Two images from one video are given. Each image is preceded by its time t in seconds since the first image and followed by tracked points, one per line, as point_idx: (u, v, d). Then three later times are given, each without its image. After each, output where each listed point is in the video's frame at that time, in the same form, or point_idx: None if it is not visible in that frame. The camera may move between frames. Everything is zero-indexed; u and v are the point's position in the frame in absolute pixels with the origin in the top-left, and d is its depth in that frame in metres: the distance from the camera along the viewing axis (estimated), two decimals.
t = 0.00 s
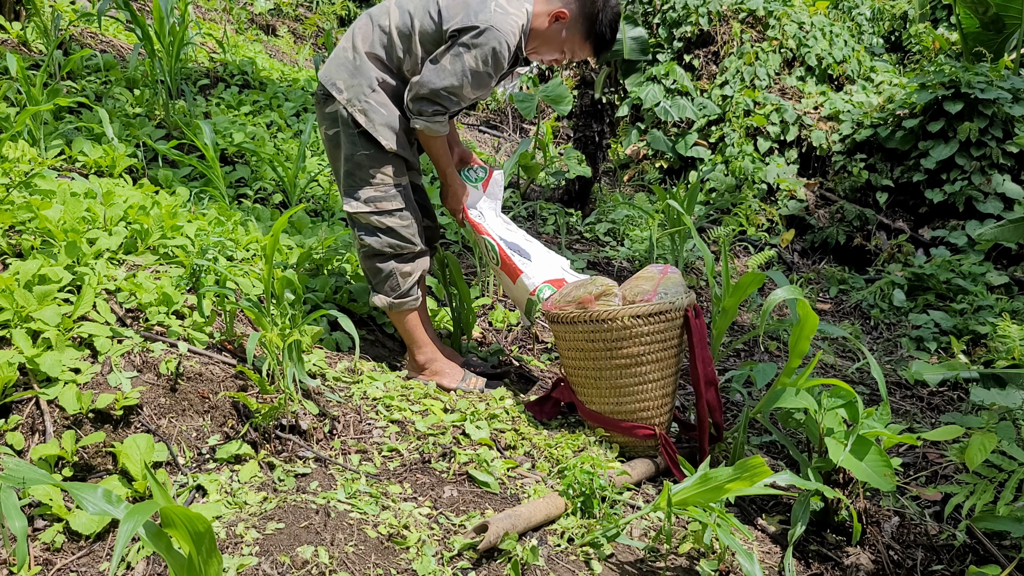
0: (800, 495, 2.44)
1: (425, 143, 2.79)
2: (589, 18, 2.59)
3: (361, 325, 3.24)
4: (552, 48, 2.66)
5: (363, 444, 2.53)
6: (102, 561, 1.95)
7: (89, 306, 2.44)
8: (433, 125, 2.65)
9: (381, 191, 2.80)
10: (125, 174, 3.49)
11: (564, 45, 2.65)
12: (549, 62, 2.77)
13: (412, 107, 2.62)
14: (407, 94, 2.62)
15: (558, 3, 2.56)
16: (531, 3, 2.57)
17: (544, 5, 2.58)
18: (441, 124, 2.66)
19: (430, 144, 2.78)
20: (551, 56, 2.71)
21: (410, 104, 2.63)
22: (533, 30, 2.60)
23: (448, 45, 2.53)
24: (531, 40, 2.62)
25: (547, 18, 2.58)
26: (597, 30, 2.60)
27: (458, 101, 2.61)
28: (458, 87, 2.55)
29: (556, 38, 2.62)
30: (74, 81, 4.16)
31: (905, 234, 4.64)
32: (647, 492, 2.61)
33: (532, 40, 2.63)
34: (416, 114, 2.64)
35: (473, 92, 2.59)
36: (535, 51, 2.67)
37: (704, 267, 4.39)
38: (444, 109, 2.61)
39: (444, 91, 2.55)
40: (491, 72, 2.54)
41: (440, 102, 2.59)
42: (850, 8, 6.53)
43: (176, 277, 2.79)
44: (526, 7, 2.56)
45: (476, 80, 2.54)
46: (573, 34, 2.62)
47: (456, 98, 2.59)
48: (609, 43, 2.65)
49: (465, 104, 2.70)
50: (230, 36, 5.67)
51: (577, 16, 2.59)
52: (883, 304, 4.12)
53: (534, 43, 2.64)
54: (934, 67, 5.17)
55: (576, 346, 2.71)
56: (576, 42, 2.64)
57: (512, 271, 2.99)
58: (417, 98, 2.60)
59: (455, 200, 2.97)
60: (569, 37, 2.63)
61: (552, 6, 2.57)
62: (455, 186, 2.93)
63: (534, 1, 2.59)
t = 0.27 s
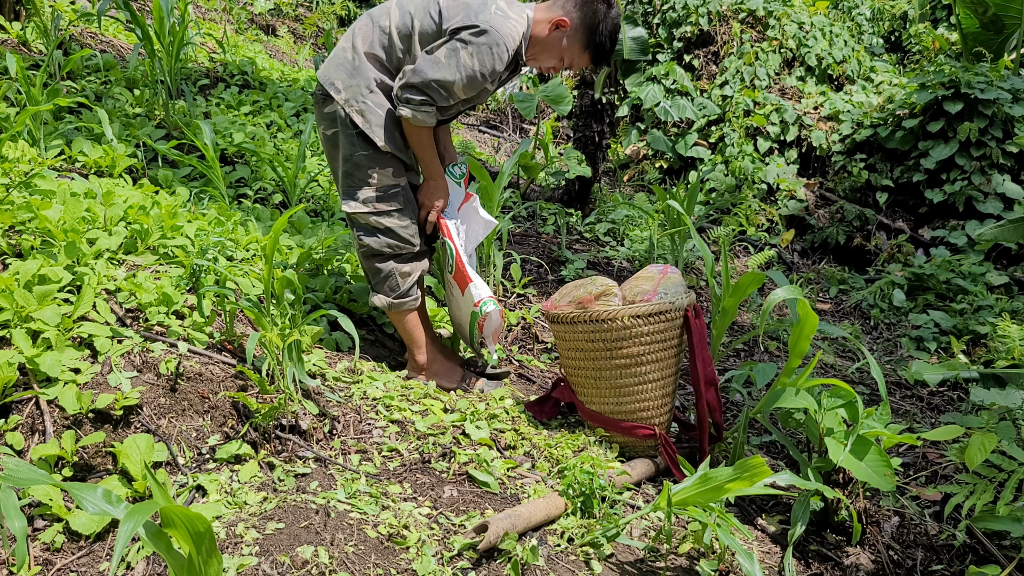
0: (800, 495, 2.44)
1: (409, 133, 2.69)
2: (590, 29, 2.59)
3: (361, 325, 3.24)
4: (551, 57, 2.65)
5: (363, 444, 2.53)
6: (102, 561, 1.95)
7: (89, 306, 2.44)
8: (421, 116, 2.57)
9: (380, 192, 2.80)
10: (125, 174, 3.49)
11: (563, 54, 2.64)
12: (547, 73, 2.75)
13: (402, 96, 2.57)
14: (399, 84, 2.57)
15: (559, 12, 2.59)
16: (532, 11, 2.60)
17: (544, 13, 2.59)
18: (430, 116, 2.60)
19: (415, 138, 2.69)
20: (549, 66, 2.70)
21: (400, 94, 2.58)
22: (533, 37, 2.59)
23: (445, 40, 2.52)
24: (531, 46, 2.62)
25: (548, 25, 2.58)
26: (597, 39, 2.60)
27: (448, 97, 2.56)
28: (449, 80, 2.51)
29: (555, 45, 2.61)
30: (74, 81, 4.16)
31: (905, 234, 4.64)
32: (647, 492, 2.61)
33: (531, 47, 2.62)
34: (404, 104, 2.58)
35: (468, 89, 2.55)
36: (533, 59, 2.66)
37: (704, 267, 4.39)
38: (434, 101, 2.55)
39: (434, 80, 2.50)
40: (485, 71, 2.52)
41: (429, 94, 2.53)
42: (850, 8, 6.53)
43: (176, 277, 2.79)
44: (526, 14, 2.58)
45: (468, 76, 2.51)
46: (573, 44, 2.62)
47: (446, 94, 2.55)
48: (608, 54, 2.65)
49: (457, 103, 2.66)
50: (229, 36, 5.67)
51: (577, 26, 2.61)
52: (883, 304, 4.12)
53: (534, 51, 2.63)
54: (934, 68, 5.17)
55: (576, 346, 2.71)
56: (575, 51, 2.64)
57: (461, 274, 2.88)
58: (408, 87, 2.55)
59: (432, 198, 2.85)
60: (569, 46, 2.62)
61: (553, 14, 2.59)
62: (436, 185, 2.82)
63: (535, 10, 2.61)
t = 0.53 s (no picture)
0: (800, 495, 2.44)
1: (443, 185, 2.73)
2: (586, 42, 2.63)
3: (361, 325, 3.24)
4: (547, 68, 2.68)
5: (363, 444, 2.53)
6: (102, 561, 1.95)
7: (89, 306, 2.44)
8: (462, 166, 2.62)
9: (375, 193, 2.80)
10: (125, 174, 3.49)
11: (558, 66, 2.68)
12: (542, 85, 2.78)
13: (440, 155, 2.59)
14: (432, 144, 2.57)
15: (556, 24, 2.62)
16: (530, 21, 2.63)
17: (542, 24, 2.63)
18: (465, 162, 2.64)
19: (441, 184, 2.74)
20: (544, 77, 2.73)
21: (436, 151, 2.59)
22: (530, 47, 2.63)
23: (451, 76, 2.50)
24: (528, 56, 2.65)
25: (545, 36, 2.62)
26: (592, 53, 2.64)
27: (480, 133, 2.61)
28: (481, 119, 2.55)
29: (551, 57, 2.65)
30: (74, 81, 4.16)
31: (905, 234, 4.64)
32: (647, 492, 2.61)
33: (527, 56, 2.65)
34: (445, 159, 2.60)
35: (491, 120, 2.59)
36: (529, 69, 2.69)
37: (704, 267, 4.39)
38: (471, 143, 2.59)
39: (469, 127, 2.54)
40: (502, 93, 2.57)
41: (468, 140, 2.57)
42: (850, 8, 6.53)
43: (176, 277, 2.79)
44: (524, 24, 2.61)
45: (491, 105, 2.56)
46: (568, 56, 2.65)
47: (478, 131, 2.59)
48: (603, 68, 2.68)
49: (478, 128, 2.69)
50: (229, 36, 5.67)
51: (574, 39, 2.64)
52: (883, 304, 4.12)
53: (530, 61, 2.67)
54: (934, 67, 5.17)
55: (575, 346, 2.71)
56: (570, 64, 2.67)
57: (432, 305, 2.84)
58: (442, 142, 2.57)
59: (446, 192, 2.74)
60: (564, 59, 2.65)
61: (550, 25, 2.62)
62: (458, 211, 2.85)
63: (534, 20, 2.64)
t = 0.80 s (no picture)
0: (800, 495, 2.44)
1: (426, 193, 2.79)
2: (583, 59, 2.60)
3: (361, 325, 3.24)
4: (543, 84, 2.67)
5: (363, 444, 2.53)
6: (102, 561, 1.95)
7: (89, 305, 2.44)
8: (448, 176, 2.66)
9: (371, 194, 2.79)
10: (125, 174, 3.49)
11: (555, 82, 2.66)
12: (541, 100, 2.78)
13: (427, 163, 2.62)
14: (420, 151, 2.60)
15: (553, 40, 2.60)
16: (529, 37, 2.63)
17: (540, 40, 2.62)
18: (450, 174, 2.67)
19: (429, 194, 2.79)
20: (542, 93, 2.72)
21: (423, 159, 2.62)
22: (526, 63, 2.63)
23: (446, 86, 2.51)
24: (524, 72, 2.65)
25: (541, 52, 2.61)
26: (589, 71, 2.61)
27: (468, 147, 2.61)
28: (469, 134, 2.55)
29: (548, 74, 2.64)
30: (74, 81, 4.16)
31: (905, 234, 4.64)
32: (647, 492, 2.61)
33: (524, 72, 2.65)
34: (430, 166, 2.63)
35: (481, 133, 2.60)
36: (526, 84, 2.69)
37: (704, 267, 4.39)
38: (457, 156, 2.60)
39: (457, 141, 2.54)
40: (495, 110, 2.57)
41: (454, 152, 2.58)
42: (850, 8, 6.53)
43: (176, 276, 2.79)
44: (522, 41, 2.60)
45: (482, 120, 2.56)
46: (565, 73, 2.63)
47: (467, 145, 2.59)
48: (601, 85, 2.65)
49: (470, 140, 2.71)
50: (229, 36, 5.67)
51: (571, 56, 2.61)
52: (883, 304, 4.12)
53: (526, 76, 2.66)
54: (934, 67, 5.17)
55: (575, 346, 2.71)
56: (567, 80, 2.65)
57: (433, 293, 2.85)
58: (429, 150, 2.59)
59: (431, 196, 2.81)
60: (561, 75, 2.64)
61: (548, 42, 2.61)
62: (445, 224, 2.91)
63: (533, 35, 2.64)
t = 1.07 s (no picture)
0: (800, 494, 2.44)
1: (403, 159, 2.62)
2: (582, 77, 2.60)
3: (361, 325, 3.25)
4: (542, 101, 2.68)
5: (363, 445, 2.53)
6: (101, 561, 1.95)
7: (89, 305, 2.44)
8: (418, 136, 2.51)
9: (372, 192, 2.80)
10: (125, 174, 3.49)
11: (554, 100, 2.66)
12: (541, 118, 2.78)
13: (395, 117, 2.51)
14: (393, 106, 2.52)
15: (553, 59, 2.62)
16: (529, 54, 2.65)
17: (539, 58, 2.64)
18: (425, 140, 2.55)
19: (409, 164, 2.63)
20: (542, 110, 2.73)
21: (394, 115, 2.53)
22: (526, 79, 2.65)
23: (439, 59, 2.54)
24: (523, 89, 2.67)
25: (540, 70, 2.63)
26: (588, 89, 2.61)
27: (442, 115, 2.51)
28: (445, 99, 2.48)
29: (547, 92, 2.64)
30: (74, 81, 4.16)
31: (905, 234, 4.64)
32: (647, 492, 2.61)
33: (523, 89, 2.67)
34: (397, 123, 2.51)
35: (459, 110, 2.53)
36: (525, 102, 2.71)
37: (704, 267, 4.39)
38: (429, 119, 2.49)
39: (430, 99, 2.47)
40: (479, 88, 2.52)
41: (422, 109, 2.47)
42: (850, 8, 6.53)
43: (176, 276, 2.79)
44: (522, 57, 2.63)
45: (464, 93, 2.50)
46: (564, 90, 2.63)
47: (441, 112, 2.50)
48: (600, 104, 2.65)
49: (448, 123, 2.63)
50: (229, 36, 5.67)
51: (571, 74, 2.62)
52: (883, 304, 4.12)
53: (525, 93, 2.68)
54: (934, 67, 5.17)
55: (575, 345, 2.71)
56: (566, 98, 2.65)
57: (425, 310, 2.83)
58: (404, 109, 2.49)
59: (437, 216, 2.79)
60: (560, 93, 2.64)
61: (548, 59, 2.62)
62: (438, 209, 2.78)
63: (534, 53, 2.66)
